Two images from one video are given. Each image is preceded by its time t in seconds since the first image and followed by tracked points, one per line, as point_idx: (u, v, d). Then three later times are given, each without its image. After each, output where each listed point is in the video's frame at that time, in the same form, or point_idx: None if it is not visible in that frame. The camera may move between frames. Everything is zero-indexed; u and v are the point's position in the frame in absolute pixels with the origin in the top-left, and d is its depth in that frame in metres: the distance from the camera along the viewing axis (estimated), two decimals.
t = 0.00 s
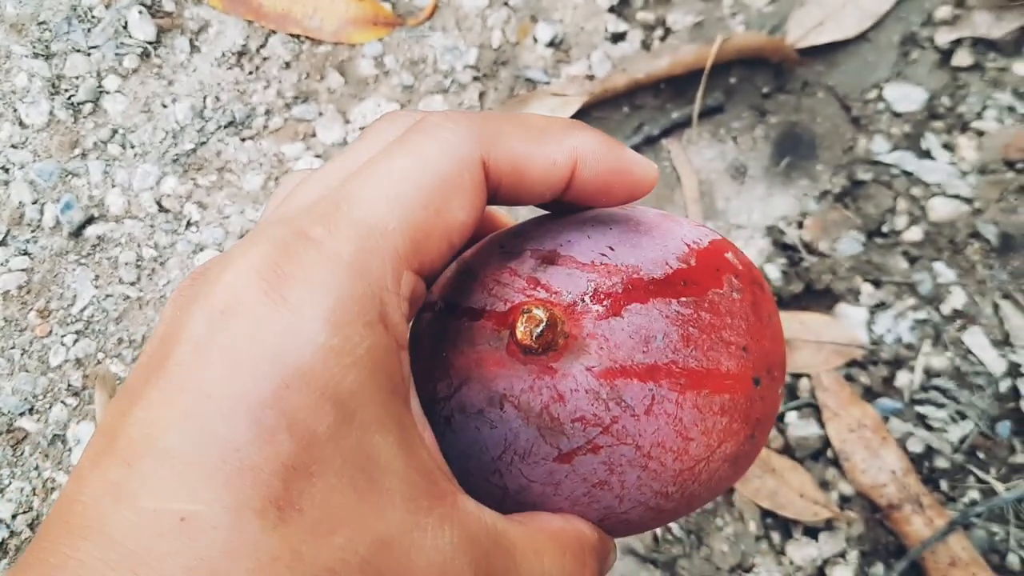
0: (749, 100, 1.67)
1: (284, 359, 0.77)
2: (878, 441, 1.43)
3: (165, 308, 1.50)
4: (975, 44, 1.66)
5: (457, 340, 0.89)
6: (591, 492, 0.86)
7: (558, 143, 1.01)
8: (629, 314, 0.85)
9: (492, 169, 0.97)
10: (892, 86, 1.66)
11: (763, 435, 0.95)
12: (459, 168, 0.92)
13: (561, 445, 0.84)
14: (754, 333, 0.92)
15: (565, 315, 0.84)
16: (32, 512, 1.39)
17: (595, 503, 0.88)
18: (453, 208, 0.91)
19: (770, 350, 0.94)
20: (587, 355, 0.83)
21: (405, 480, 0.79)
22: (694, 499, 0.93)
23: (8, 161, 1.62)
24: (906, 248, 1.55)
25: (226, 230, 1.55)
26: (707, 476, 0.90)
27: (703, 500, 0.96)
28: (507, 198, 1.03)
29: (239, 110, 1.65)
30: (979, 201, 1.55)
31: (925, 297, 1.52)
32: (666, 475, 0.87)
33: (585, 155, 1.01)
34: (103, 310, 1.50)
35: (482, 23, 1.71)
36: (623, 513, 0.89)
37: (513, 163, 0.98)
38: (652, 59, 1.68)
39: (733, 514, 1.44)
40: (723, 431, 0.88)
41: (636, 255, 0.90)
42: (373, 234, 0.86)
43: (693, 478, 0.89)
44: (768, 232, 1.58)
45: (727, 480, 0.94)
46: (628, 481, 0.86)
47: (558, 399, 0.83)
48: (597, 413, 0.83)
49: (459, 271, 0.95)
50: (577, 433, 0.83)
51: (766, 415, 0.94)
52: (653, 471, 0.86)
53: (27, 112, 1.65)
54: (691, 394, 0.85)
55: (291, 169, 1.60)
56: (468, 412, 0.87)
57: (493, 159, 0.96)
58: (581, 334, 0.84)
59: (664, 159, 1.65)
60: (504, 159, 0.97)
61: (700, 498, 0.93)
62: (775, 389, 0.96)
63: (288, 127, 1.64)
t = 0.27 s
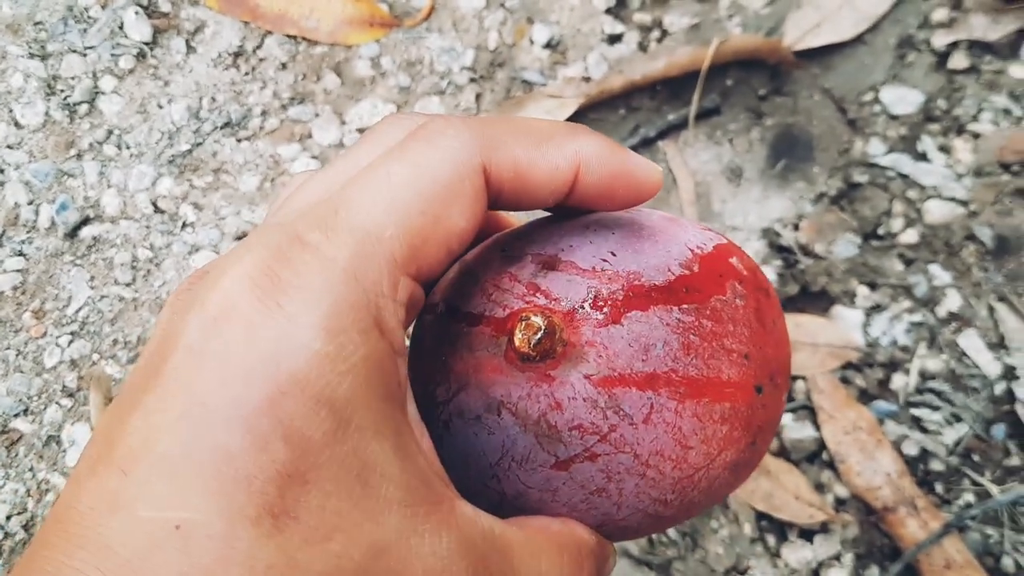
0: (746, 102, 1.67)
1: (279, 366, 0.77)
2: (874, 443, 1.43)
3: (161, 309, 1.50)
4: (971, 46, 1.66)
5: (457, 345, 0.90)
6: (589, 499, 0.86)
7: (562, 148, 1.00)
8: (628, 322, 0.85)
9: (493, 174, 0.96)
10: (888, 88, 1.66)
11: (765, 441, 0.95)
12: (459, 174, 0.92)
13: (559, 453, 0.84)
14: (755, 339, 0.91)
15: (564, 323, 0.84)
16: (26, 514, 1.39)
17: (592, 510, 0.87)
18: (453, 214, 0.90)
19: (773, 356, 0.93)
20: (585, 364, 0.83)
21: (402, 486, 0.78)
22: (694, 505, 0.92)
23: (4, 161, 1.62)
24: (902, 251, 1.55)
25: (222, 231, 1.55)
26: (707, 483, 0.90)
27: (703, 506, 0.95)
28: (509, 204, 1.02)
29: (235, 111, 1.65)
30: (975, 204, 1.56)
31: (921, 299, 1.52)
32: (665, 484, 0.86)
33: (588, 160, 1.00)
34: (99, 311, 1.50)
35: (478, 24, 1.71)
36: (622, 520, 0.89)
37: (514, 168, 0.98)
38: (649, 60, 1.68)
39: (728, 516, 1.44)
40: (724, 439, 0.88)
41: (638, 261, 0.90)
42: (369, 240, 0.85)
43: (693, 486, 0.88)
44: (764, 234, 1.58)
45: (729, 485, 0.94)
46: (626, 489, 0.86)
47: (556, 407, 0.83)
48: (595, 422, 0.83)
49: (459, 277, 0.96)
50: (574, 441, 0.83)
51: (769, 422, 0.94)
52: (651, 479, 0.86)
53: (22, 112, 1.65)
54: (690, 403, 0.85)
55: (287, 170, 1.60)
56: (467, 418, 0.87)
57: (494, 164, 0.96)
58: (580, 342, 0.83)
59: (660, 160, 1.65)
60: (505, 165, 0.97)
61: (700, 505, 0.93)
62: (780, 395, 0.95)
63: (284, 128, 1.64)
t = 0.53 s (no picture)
0: (745, 104, 1.68)
1: (269, 365, 0.77)
2: (872, 445, 1.43)
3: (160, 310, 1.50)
4: (970, 49, 1.66)
5: (452, 349, 0.90)
6: (586, 500, 0.86)
7: (554, 156, 1.00)
8: (622, 322, 0.85)
9: (485, 183, 0.97)
10: (887, 91, 1.66)
11: (764, 445, 0.94)
12: (450, 183, 0.92)
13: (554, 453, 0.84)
14: (750, 340, 0.91)
15: (557, 325, 0.85)
16: (26, 515, 1.39)
17: (589, 512, 0.87)
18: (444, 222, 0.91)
19: (768, 358, 0.93)
20: (579, 363, 0.83)
21: (394, 484, 0.78)
22: (692, 509, 0.91)
23: (4, 162, 1.62)
24: (901, 253, 1.55)
25: (221, 232, 1.55)
26: (705, 486, 0.89)
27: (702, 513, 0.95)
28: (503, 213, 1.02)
29: (235, 113, 1.65)
30: (974, 206, 1.56)
31: (919, 302, 1.52)
32: (662, 485, 0.86)
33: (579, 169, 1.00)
34: (98, 312, 1.50)
35: (478, 26, 1.71)
36: (619, 523, 0.89)
37: (507, 178, 0.98)
38: (648, 63, 1.68)
39: (727, 518, 1.44)
40: (720, 440, 0.87)
41: (631, 264, 0.90)
42: (360, 243, 0.86)
43: (690, 488, 0.88)
44: (763, 236, 1.59)
45: (728, 490, 0.93)
46: (622, 490, 0.85)
47: (550, 407, 0.83)
48: (589, 421, 0.83)
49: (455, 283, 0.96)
50: (569, 441, 0.83)
51: (767, 425, 0.93)
52: (647, 479, 0.85)
53: (23, 113, 1.65)
54: (685, 403, 0.85)
55: (286, 172, 1.60)
56: (463, 420, 0.88)
57: (485, 173, 0.96)
58: (573, 342, 0.84)
59: (660, 162, 1.65)
60: (497, 174, 0.97)
61: (699, 509, 0.92)
62: (777, 400, 0.95)
63: (284, 129, 1.64)
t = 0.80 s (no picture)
0: (744, 107, 1.68)
1: (250, 371, 0.81)
2: (870, 448, 1.43)
3: (159, 311, 1.50)
4: (969, 52, 1.66)
5: (436, 369, 0.94)
6: (571, 508, 0.86)
7: (527, 186, 1.08)
8: (595, 330, 0.88)
9: (460, 215, 1.06)
10: (886, 94, 1.66)
11: (757, 461, 0.93)
12: (427, 212, 1.01)
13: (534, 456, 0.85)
14: (726, 350, 0.91)
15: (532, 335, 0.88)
16: (25, 516, 1.39)
17: (576, 521, 0.87)
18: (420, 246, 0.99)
19: (749, 370, 0.93)
20: (554, 368, 0.86)
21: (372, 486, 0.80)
22: (685, 525, 0.89)
23: (3, 163, 1.62)
24: (899, 255, 1.55)
25: (220, 234, 1.56)
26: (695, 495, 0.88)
27: (700, 535, 0.93)
28: (480, 243, 1.11)
29: (234, 114, 1.65)
30: (972, 209, 1.56)
31: (917, 304, 1.52)
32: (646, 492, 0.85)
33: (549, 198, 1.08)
34: (97, 313, 1.50)
35: (477, 28, 1.71)
36: (608, 534, 0.87)
37: (480, 207, 1.06)
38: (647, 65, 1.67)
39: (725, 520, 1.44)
40: (704, 444, 0.87)
41: (604, 279, 0.94)
42: (338, 264, 0.93)
43: (676, 494, 0.87)
44: (761, 238, 1.59)
45: (723, 508, 0.91)
46: (606, 497, 0.85)
47: (528, 412, 0.85)
48: (566, 423, 0.84)
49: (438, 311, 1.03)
50: (549, 445, 0.85)
51: (756, 436, 0.92)
52: (632, 484, 0.85)
53: (22, 114, 1.65)
54: (661, 406, 0.85)
55: (286, 173, 1.60)
56: (449, 435, 0.91)
57: (460, 204, 1.05)
58: (546, 350, 0.87)
59: (659, 165, 1.65)
60: (471, 205, 1.06)
61: (692, 523, 0.90)
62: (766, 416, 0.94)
63: (284, 131, 1.64)
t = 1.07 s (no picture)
0: (741, 107, 1.67)
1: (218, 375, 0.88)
2: (868, 448, 1.43)
3: (155, 311, 1.50)
4: (966, 52, 1.66)
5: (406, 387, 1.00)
6: (544, 493, 0.88)
7: (470, 220, 1.17)
8: (544, 328, 0.95)
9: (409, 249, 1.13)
10: (883, 94, 1.66)
11: (729, 445, 0.94)
12: (372, 239, 1.09)
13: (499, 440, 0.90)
14: (672, 339, 0.96)
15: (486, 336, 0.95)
16: (19, 516, 1.38)
17: (551, 507, 0.89)
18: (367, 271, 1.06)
19: (704, 360, 0.96)
20: (506, 361, 0.92)
21: (338, 465, 0.84)
22: (665, 509, 0.90)
23: None
24: (897, 255, 1.55)
25: (216, 233, 1.55)
26: (662, 472, 0.89)
27: (688, 526, 0.92)
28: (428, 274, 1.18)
29: (231, 113, 1.64)
30: (970, 209, 1.56)
31: (915, 304, 1.52)
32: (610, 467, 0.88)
33: (493, 233, 1.16)
34: (92, 313, 1.49)
35: (474, 27, 1.71)
36: (587, 521, 0.89)
37: (427, 240, 1.14)
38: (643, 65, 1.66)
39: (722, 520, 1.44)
40: (660, 420, 0.90)
41: (554, 288, 1.02)
42: (295, 284, 1.01)
43: (644, 471, 0.88)
44: (759, 238, 1.58)
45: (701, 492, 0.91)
46: (573, 476, 0.88)
47: (489, 403, 0.91)
48: (525, 408, 0.90)
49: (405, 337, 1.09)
50: (511, 429, 0.90)
51: (720, 418, 0.94)
52: (594, 459, 0.88)
53: (17, 113, 1.65)
54: (612, 384, 0.90)
55: (282, 172, 1.60)
56: (423, 442, 0.96)
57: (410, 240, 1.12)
58: (499, 347, 0.94)
59: (655, 164, 1.64)
60: (420, 239, 1.13)
61: (671, 508, 0.90)
62: (732, 404, 0.96)
63: (280, 130, 1.64)
